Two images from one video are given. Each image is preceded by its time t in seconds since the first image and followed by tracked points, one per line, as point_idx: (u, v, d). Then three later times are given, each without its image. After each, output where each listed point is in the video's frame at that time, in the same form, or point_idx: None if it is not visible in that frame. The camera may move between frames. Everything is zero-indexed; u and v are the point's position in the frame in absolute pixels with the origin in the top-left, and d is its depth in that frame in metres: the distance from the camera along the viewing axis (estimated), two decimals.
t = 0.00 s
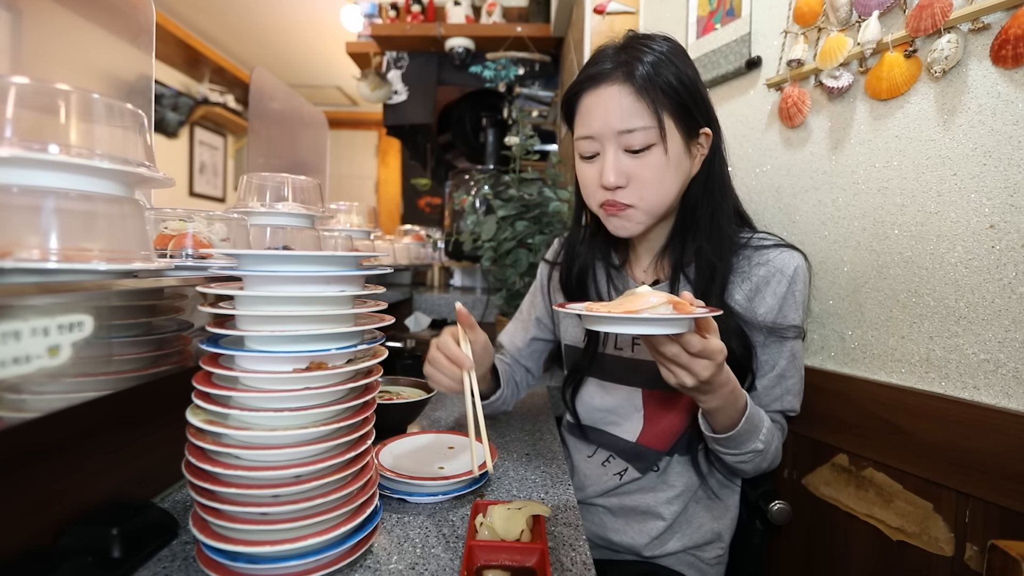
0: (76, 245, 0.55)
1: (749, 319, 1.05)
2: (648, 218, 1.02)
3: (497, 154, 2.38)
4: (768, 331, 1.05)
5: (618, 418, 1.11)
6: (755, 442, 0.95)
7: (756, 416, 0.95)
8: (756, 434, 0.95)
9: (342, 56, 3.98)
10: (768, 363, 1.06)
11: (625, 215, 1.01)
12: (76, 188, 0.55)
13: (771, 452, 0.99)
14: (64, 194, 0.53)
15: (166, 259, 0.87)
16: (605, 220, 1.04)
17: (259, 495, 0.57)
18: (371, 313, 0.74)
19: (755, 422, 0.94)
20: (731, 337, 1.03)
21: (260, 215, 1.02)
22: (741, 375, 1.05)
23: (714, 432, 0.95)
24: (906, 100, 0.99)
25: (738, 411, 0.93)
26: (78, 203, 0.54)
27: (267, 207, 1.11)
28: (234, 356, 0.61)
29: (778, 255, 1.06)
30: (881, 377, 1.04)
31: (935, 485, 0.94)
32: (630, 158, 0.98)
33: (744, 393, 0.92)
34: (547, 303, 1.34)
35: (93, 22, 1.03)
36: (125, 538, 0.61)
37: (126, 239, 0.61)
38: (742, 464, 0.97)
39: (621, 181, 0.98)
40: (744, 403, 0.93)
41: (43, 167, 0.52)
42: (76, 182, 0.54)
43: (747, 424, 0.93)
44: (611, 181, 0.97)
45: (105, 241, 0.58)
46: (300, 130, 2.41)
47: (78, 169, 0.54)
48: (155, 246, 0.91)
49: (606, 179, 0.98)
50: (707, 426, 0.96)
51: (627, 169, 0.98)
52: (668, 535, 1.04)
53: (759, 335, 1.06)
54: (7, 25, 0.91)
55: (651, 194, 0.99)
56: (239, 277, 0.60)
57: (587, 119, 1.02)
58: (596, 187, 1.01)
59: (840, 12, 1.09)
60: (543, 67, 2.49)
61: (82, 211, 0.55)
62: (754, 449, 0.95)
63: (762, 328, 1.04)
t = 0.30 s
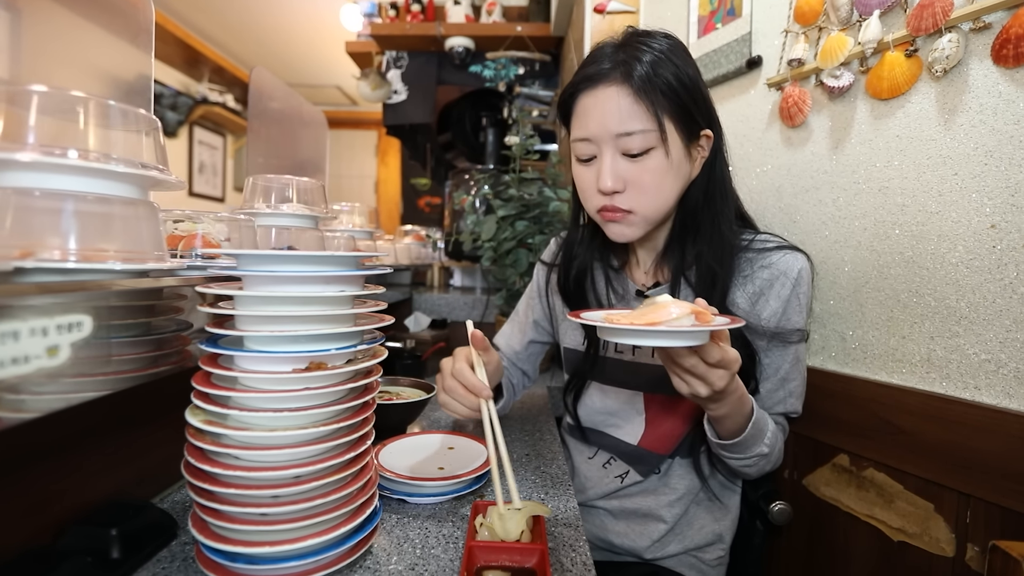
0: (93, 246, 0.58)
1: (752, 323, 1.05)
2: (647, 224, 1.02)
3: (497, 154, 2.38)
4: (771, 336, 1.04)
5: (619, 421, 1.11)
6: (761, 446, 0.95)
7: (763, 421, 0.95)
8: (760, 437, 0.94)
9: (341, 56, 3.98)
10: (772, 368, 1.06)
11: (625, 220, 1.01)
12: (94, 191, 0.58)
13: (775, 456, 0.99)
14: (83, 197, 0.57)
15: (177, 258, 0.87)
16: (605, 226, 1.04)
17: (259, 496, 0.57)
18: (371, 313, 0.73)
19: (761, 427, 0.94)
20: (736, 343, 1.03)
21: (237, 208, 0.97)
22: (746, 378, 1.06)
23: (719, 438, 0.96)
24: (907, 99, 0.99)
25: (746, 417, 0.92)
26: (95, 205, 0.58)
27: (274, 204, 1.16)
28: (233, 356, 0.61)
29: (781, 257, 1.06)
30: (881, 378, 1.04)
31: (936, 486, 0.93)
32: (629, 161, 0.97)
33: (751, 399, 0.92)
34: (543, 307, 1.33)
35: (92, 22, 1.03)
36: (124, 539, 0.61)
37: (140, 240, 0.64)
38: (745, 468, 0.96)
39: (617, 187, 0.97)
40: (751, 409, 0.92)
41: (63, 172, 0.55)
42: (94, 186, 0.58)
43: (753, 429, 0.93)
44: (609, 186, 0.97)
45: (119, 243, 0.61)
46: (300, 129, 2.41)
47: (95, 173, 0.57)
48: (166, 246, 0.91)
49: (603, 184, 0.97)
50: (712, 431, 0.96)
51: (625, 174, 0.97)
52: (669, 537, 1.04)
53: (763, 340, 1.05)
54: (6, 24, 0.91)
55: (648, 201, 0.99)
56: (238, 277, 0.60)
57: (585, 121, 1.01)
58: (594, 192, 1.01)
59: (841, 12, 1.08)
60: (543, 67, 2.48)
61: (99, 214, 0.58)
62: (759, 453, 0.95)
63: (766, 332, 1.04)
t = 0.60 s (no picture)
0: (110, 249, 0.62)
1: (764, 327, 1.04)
2: (660, 210, 0.99)
3: (497, 154, 2.42)
4: (773, 341, 1.05)
5: (619, 417, 1.08)
6: (746, 442, 0.95)
7: (751, 418, 0.95)
8: (747, 434, 0.95)
9: (341, 55, 3.97)
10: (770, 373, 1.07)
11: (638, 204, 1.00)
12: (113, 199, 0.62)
13: (765, 456, 0.99)
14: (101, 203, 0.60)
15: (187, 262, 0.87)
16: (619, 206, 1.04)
17: (259, 496, 0.57)
18: (371, 313, 0.73)
19: (746, 423, 0.94)
20: (751, 350, 1.01)
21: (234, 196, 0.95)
22: (757, 387, 1.04)
23: (705, 425, 0.97)
24: (908, 99, 0.98)
25: (727, 411, 0.94)
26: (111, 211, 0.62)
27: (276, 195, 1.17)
28: (233, 356, 0.60)
29: (797, 261, 1.05)
30: (882, 378, 1.04)
31: (937, 486, 0.93)
32: (646, 134, 0.97)
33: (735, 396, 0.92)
34: (547, 300, 1.29)
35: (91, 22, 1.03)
36: (123, 539, 0.60)
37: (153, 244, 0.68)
38: (731, 462, 0.98)
39: (632, 161, 0.97)
40: (735, 405, 0.93)
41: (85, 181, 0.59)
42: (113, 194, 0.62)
43: (737, 424, 0.93)
44: (623, 158, 0.96)
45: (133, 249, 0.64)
46: (299, 129, 2.41)
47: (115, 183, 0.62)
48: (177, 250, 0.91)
49: (618, 156, 0.97)
50: (698, 418, 0.98)
51: (641, 150, 0.97)
52: (670, 538, 1.04)
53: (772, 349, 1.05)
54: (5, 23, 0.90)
55: (662, 183, 0.97)
56: (238, 277, 0.60)
57: (614, 90, 1.02)
58: (611, 163, 1.01)
59: (841, 11, 1.08)
60: (543, 66, 2.48)
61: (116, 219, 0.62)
62: (743, 450, 0.96)
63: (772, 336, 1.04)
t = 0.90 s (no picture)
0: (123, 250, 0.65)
1: (760, 327, 1.05)
2: (649, 203, 0.99)
3: (497, 154, 2.41)
4: (772, 340, 1.05)
5: (616, 418, 1.09)
6: (743, 442, 0.95)
7: (748, 417, 0.95)
8: (743, 433, 0.95)
9: (341, 56, 3.97)
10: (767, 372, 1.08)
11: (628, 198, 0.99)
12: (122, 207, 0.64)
13: (762, 456, 0.99)
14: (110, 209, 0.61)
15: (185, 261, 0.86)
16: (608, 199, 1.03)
17: (259, 496, 0.57)
18: (371, 313, 0.74)
19: (744, 422, 0.94)
20: (745, 348, 1.01)
21: (242, 197, 0.94)
22: (755, 387, 1.04)
23: (702, 424, 0.98)
24: (908, 99, 0.99)
25: (725, 410, 0.94)
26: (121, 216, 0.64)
27: (283, 197, 1.16)
28: (233, 356, 0.60)
29: (794, 261, 1.05)
30: (881, 378, 1.04)
31: (936, 486, 0.93)
32: (636, 125, 0.97)
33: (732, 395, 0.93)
34: (551, 301, 1.29)
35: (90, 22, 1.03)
36: (123, 539, 0.60)
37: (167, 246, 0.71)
38: (728, 461, 0.98)
39: (622, 151, 0.96)
40: (733, 403, 0.94)
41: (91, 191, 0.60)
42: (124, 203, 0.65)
43: (734, 422, 0.94)
44: (612, 148, 0.96)
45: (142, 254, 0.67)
46: (300, 129, 2.41)
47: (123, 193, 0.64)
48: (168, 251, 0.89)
49: (609, 146, 0.97)
50: (695, 417, 0.99)
51: (630, 141, 0.96)
52: (669, 538, 1.04)
53: (768, 349, 1.05)
54: (5, 24, 0.90)
55: (649, 174, 0.97)
56: (238, 277, 0.60)
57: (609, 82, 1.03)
58: (602, 155, 1.01)
59: (841, 12, 1.08)
60: (543, 67, 2.48)
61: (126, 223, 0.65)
62: (741, 449, 0.96)
63: (769, 335, 1.05)
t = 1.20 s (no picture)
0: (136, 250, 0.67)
1: (759, 327, 1.05)
2: (647, 205, 0.99)
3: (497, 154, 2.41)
4: (771, 340, 1.05)
5: (615, 417, 1.09)
6: (743, 441, 0.96)
7: (747, 417, 0.95)
8: (743, 433, 0.95)
9: (341, 56, 3.98)
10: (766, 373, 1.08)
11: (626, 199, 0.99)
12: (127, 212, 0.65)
13: (762, 455, 0.99)
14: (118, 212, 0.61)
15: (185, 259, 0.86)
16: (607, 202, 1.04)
17: (259, 495, 0.57)
18: (371, 313, 0.74)
19: (743, 421, 0.94)
20: (745, 347, 1.01)
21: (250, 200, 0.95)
22: (755, 388, 1.04)
23: (702, 423, 0.98)
24: (907, 99, 0.99)
25: (724, 409, 0.94)
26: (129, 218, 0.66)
27: (289, 199, 1.15)
28: (234, 356, 0.61)
29: (793, 261, 1.05)
30: (881, 378, 1.04)
31: (936, 485, 0.94)
32: (632, 126, 0.97)
33: (730, 394, 0.93)
34: (551, 298, 1.30)
35: (90, 21, 1.03)
36: (124, 539, 0.60)
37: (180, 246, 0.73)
38: (728, 461, 0.98)
39: (617, 153, 0.96)
40: (732, 403, 0.94)
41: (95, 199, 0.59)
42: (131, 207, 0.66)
43: (733, 422, 0.94)
44: (606, 150, 0.97)
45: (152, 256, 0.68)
46: (300, 129, 2.41)
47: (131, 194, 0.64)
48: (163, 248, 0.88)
49: (603, 148, 0.97)
50: (695, 416, 0.99)
51: (625, 142, 0.96)
52: (669, 537, 1.04)
53: (767, 350, 1.05)
54: (6, 23, 0.90)
55: (644, 174, 0.97)
56: (238, 277, 0.60)
57: (604, 84, 1.03)
58: (596, 157, 1.01)
59: (841, 12, 1.08)
60: (543, 67, 2.48)
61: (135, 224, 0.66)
62: (740, 448, 0.96)
63: (768, 335, 1.05)
